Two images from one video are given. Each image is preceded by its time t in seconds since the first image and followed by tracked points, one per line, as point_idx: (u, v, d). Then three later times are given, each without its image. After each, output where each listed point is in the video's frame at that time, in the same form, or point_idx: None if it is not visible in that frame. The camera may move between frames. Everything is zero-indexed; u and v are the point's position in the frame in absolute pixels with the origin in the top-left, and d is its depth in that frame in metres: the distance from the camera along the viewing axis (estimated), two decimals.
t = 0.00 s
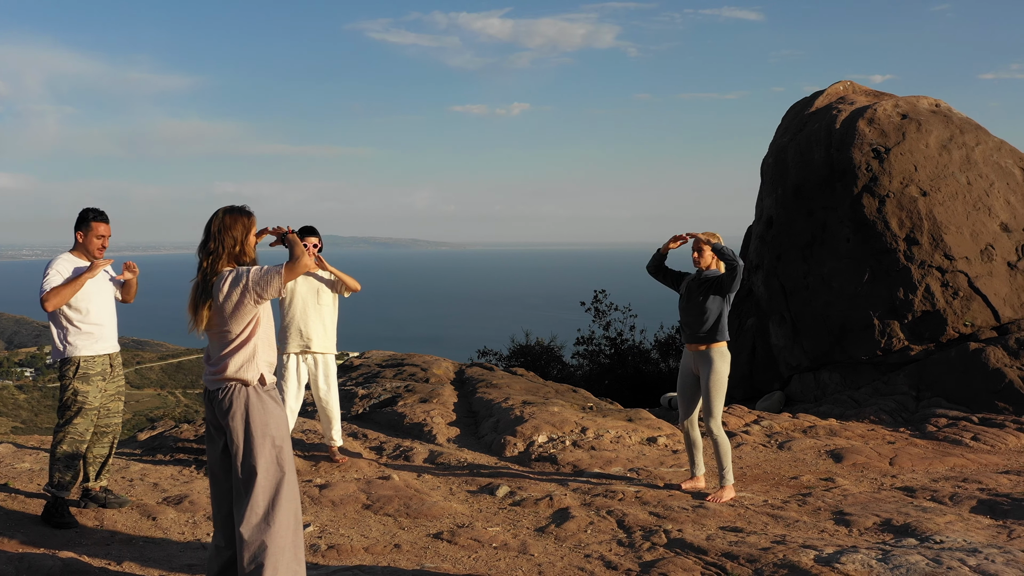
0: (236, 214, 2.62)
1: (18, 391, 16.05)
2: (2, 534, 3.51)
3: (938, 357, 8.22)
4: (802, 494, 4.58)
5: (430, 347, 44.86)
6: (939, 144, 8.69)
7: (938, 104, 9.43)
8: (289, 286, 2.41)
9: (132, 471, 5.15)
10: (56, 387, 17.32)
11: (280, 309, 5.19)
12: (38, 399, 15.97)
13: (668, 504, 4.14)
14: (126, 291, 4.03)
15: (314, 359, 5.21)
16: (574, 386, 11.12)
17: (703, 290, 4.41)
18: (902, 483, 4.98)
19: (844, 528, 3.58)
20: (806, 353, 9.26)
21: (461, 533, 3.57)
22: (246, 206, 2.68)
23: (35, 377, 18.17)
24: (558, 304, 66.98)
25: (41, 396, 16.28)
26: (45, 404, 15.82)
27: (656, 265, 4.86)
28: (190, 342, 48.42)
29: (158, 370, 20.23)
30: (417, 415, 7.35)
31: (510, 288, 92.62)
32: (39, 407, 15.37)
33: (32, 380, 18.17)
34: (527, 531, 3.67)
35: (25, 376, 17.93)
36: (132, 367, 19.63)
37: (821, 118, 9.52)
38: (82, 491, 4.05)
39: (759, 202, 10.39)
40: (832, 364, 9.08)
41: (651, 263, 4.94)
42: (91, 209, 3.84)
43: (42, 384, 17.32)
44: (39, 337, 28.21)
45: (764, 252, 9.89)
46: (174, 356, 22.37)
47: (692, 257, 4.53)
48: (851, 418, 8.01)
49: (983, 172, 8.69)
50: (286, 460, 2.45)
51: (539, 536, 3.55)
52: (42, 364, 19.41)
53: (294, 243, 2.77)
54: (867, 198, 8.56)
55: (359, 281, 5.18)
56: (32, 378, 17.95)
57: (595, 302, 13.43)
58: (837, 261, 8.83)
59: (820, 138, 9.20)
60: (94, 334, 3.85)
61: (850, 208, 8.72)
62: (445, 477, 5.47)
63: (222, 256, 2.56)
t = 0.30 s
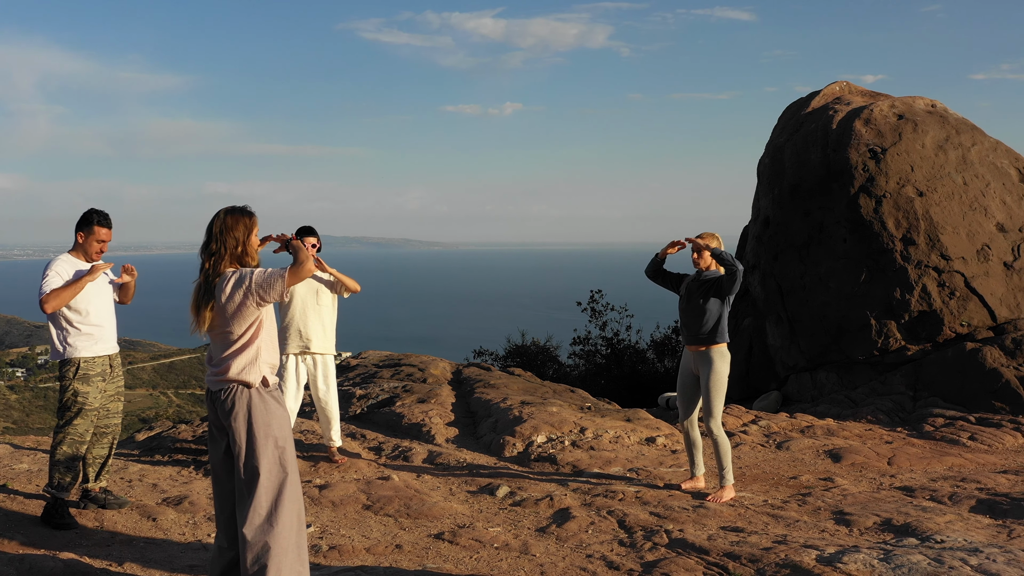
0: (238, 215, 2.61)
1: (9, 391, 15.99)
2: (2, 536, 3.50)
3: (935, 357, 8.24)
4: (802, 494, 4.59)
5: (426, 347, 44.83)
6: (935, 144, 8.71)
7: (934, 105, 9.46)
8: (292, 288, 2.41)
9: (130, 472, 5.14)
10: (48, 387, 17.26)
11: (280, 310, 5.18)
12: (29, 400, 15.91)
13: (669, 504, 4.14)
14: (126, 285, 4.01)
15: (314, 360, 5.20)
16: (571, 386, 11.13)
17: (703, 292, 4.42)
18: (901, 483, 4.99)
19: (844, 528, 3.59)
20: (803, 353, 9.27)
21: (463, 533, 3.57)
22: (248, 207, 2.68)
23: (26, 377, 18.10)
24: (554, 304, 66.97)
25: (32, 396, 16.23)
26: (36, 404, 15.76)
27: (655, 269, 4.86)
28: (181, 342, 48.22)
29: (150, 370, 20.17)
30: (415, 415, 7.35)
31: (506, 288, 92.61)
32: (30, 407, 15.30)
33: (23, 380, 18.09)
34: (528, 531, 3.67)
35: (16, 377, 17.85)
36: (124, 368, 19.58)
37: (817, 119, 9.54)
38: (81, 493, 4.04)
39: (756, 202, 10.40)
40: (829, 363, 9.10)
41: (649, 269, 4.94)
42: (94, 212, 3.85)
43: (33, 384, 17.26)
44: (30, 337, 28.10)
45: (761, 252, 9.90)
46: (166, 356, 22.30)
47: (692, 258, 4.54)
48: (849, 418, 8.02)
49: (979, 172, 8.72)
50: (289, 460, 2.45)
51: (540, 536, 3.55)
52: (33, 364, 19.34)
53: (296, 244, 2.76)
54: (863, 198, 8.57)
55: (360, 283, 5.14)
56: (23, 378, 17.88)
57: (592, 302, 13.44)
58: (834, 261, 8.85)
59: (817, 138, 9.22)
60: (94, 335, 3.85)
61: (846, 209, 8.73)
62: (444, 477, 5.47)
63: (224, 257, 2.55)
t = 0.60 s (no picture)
0: (241, 217, 2.60)
1: None
2: (2, 537, 3.48)
3: (932, 357, 8.26)
4: (802, 494, 4.60)
5: (421, 347, 44.81)
6: (932, 145, 8.74)
7: (930, 106, 9.49)
8: (297, 292, 2.40)
9: (130, 473, 5.13)
10: (38, 387, 17.20)
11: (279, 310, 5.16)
12: (19, 400, 15.85)
13: (669, 504, 4.14)
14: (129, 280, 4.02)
15: (313, 361, 5.19)
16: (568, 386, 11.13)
17: (704, 294, 4.43)
18: (900, 483, 5.01)
19: (845, 528, 3.60)
20: (800, 353, 9.29)
21: (464, 534, 3.57)
22: (251, 208, 2.67)
23: (17, 378, 18.03)
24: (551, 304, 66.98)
25: (22, 397, 16.19)
26: (26, 405, 15.69)
27: (655, 275, 4.85)
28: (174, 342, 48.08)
29: (143, 370, 20.10)
30: (414, 416, 7.35)
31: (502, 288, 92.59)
32: (21, 408, 15.24)
33: (13, 381, 18.02)
34: (530, 532, 3.67)
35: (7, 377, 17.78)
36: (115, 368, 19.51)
37: (814, 119, 9.57)
38: (81, 494, 4.03)
39: (752, 203, 10.42)
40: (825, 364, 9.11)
41: (648, 274, 4.93)
42: (101, 217, 3.87)
43: (25, 385, 17.19)
44: (19, 337, 27.94)
45: (758, 253, 9.92)
46: (158, 356, 22.22)
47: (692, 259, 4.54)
48: (846, 418, 8.04)
49: (975, 173, 8.74)
50: (292, 462, 2.45)
51: (542, 537, 3.56)
52: (24, 364, 19.25)
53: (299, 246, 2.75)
54: (860, 199, 8.59)
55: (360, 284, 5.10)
56: (14, 379, 17.81)
57: (588, 302, 13.45)
58: (831, 262, 8.87)
59: (814, 139, 9.25)
60: (95, 337, 3.85)
61: (843, 209, 8.75)
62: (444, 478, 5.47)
63: (227, 259, 2.55)
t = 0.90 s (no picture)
0: (246, 217, 2.60)
1: None
2: (3, 538, 3.48)
3: (928, 357, 8.28)
4: (801, 494, 4.61)
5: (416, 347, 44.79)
6: (927, 146, 8.77)
7: (926, 106, 9.52)
8: (302, 297, 2.40)
9: (129, 474, 5.12)
10: (28, 387, 17.16)
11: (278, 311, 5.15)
12: (9, 400, 15.80)
13: (670, 504, 4.15)
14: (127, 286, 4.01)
15: (313, 361, 5.18)
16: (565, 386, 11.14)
17: (704, 297, 4.44)
18: (899, 483, 5.02)
19: (845, 528, 3.61)
20: (797, 353, 9.30)
21: (466, 534, 3.57)
22: (256, 209, 2.67)
23: (8, 378, 17.97)
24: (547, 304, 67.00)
25: (12, 397, 16.15)
26: (16, 406, 15.64)
27: (654, 279, 4.83)
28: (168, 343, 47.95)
29: (136, 370, 20.06)
30: (412, 416, 7.34)
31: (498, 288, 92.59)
32: (12, 409, 15.19)
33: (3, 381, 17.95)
34: (532, 532, 3.68)
35: None
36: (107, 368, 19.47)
37: (810, 120, 9.60)
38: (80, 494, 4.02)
39: (749, 203, 10.44)
40: (822, 364, 9.12)
41: (647, 282, 4.92)
42: (104, 217, 3.86)
43: (16, 386, 17.13)
44: (11, 338, 27.85)
45: (754, 253, 9.93)
46: (152, 356, 22.18)
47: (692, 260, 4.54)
48: (843, 418, 8.06)
49: (971, 173, 8.77)
50: (297, 463, 2.44)
51: (543, 537, 3.56)
52: (14, 364, 19.17)
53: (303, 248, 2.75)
54: (857, 199, 8.62)
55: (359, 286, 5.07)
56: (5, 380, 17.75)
57: (584, 302, 13.46)
58: (827, 262, 8.89)
59: (810, 140, 9.27)
60: (95, 337, 3.83)
61: (840, 209, 8.77)
62: (444, 478, 5.47)
63: (232, 259, 2.55)
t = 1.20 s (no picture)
0: (250, 218, 2.60)
1: None
2: (4, 539, 3.47)
3: (925, 357, 8.30)
4: (801, 493, 4.62)
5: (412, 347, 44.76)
6: (923, 146, 8.80)
7: (921, 107, 9.56)
8: (308, 300, 2.39)
9: (127, 475, 5.11)
10: (19, 388, 17.08)
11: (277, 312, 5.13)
12: None
13: (670, 504, 4.16)
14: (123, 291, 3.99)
15: (313, 362, 5.16)
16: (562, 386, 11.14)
17: (704, 298, 4.46)
18: (898, 482, 5.04)
19: (846, 527, 3.62)
20: (793, 353, 9.32)
21: (468, 534, 3.58)
22: (261, 209, 2.67)
23: None
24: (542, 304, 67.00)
25: (2, 398, 16.08)
26: (6, 406, 15.54)
27: (653, 283, 4.84)
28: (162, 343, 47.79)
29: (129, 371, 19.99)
30: (410, 417, 7.34)
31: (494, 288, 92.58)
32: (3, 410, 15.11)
33: None
34: (533, 531, 3.68)
35: None
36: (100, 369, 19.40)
37: (806, 120, 9.63)
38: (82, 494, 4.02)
39: (745, 204, 10.46)
40: (818, 364, 9.14)
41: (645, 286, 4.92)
42: (105, 216, 3.86)
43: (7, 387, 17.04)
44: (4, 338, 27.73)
45: (750, 253, 9.95)
46: (146, 356, 22.11)
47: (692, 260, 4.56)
48: (840, 418, 8.09)
49: (967, 174, 8.81)
50: (302, 464, 2.45)
51: (545, 537, 3.57)
52: (4, 364, 19.06)
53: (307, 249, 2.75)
54: (853, 199, 8.64)
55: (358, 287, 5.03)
56: None
57: (581, 303, 13.46)
58: (824, 262, 8.91)
59: (806, 140, 9.30)
60: (95, 336, 3.83)
61: (836, 209, 8.79)
62: (444, 479, 5.47)
63: (236, 260, 2.55)
